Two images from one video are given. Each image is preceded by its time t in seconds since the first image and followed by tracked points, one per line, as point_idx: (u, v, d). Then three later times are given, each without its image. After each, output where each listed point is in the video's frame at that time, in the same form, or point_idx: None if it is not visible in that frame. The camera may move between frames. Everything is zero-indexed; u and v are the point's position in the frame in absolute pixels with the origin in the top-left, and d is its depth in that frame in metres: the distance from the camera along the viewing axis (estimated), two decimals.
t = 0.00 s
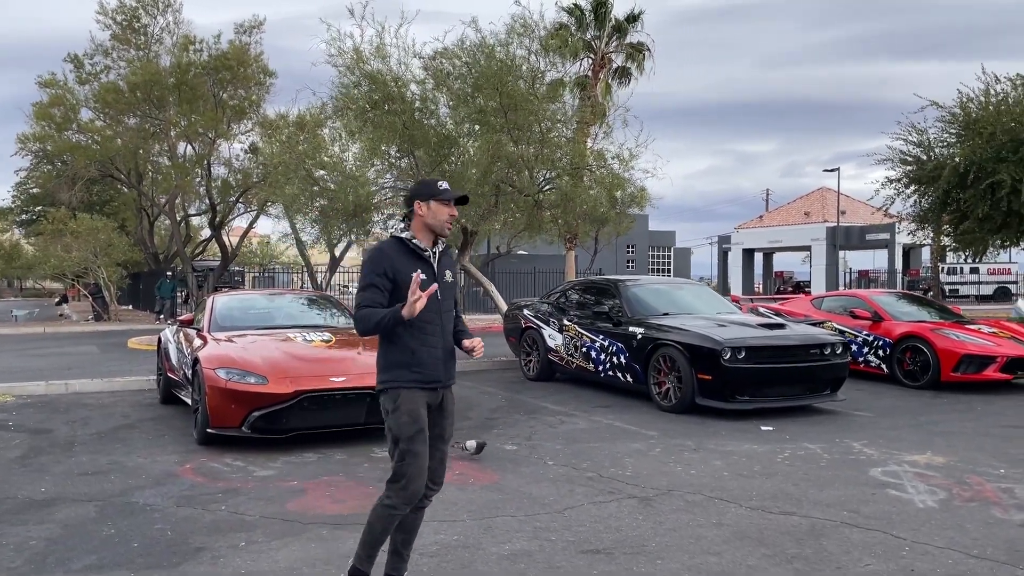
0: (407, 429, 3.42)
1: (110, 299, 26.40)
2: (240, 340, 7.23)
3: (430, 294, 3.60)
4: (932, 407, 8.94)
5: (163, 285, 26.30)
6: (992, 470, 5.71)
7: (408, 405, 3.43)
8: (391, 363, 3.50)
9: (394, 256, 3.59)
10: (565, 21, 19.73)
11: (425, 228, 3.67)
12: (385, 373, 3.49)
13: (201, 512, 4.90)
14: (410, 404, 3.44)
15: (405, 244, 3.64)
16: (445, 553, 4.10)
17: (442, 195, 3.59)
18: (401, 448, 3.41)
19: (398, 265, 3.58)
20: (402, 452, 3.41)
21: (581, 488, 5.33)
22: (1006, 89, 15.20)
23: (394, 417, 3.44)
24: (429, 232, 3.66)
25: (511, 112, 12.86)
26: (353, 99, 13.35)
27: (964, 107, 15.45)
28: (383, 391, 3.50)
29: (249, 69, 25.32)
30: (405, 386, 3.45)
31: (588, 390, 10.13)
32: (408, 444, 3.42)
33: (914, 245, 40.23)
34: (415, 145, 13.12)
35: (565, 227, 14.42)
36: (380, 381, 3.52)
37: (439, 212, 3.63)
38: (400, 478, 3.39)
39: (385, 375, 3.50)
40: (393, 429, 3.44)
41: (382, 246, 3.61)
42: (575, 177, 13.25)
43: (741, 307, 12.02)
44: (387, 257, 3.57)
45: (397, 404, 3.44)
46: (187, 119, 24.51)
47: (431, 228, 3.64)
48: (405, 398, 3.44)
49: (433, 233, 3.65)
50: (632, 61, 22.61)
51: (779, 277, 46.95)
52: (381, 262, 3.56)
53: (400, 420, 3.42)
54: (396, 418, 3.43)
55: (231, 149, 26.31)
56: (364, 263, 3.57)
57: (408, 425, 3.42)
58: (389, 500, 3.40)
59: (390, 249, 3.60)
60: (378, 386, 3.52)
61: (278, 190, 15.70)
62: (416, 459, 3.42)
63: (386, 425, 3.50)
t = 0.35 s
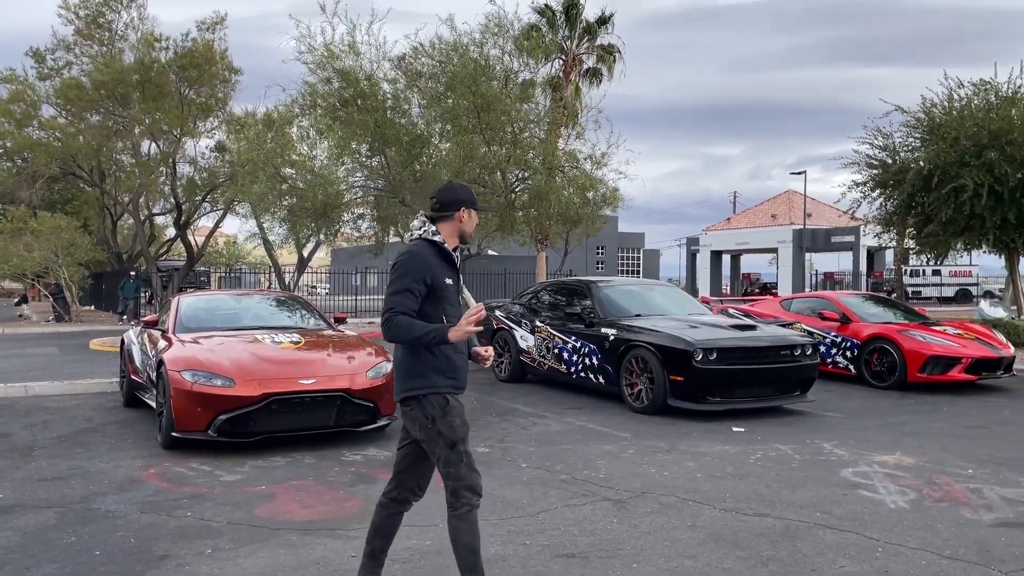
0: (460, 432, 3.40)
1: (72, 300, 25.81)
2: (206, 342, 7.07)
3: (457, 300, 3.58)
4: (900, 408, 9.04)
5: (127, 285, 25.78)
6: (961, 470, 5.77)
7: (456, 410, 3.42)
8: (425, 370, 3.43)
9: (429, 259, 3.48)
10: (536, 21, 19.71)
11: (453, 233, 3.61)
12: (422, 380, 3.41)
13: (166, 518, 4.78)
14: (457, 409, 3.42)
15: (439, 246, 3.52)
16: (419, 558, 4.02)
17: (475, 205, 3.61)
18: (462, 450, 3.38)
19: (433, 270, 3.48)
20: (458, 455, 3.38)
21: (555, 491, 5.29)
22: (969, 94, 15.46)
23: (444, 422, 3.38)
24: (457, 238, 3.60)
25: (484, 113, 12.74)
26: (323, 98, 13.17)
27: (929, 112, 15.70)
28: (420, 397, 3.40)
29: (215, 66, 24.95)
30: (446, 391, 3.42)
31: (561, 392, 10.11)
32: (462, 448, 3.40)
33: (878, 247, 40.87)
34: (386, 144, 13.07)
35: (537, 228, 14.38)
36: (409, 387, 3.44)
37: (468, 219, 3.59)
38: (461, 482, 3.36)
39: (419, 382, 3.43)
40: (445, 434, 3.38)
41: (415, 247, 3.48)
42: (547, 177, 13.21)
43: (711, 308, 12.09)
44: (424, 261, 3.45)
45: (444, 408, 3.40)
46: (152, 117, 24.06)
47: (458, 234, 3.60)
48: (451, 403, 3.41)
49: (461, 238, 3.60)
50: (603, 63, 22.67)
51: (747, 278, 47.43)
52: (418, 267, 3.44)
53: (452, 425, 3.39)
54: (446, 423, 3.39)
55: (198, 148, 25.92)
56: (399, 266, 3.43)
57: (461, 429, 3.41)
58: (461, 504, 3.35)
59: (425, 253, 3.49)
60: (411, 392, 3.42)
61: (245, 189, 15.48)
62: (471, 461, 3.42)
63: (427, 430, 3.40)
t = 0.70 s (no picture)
0: (481, 437, 3.34)
1: (21, 300, 25.02)
2: (152, 344, 6.83)
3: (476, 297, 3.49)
4: (857, 406, 9.12)
5: (79, 286, 25.08)
6: (917, 469, 5.79)
7: (480, 412, 3.36)
8: (460, 372, 3.32)
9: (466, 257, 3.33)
10: (498, 21, 19.63)
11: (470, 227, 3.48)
12: (461, 382, 3.30)
13: (105, 527, 4.57)
14: (481, 414, 3.36)
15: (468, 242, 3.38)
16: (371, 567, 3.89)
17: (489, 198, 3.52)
18: (477, 456, 3.32)
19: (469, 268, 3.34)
20: (476, 461, 3.32)
21: (513, 494, 5.19)
22: (923, 97, 15.72)
23: (470, 427, 3.30)
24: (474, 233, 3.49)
25: (444, 110, 12.40)
26: (280, 94, 12.92)
27: (884, 114, 15.93)
28: (454, 401, 3.28)
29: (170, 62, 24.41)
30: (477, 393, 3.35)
31: (521, 392, 10.01)
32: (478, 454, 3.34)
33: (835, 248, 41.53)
34: (344, 142, 12.94)
35: (498, 227, 14.29)
36: (442, 390, 3.29)
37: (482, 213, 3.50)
38: (471, 490, 3.31)
39: (452, 385, 3.30)
40: (468, 439, 3.30)
41: (454, 244, 3.30)
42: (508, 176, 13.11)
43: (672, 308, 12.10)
44: (466, 259, 3.30)
45: (471, 411, 3.32)
46: (104, 113, 23.42)
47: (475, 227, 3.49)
48: (478, 405, 3.35)
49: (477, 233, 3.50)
50: (565, 63, 22.67)
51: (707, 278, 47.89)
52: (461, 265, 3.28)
53: (477, 429, 3.32)
54: (472, 427, 3.31)
55: (153, 145, 25.34)
56: (447, 264, 3.23)
57: (482, 434, 3.35)
58: (460, 513, 3.28)
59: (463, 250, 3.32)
60: (447, 394, 3.28)
61: (200, 186, 15.13)
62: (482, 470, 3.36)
63: (448, 434, 3.29)
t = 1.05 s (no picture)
0: (453, 444, 3.35)
1: None
2: (80, 348, 6.51)
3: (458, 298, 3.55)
4: (809, 406, 9.12)
5: (21, 287, 24.22)
6: (865, 470, 5.75)
7: (457, 418, 3.39)
8: (455, 375, 3.35)
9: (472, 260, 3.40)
10: (453, 19, 19.42)
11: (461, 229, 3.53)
12: (457, 385, 3.34)
13: (18, 545, 4.29)
14: (457, 421, 3.38)
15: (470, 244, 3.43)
16: None
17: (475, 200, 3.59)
18: (445, 465, 3.30)
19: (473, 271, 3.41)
20: (444, 469, 3.32)
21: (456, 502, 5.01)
22: (873, 98, 15.92)
23: (447, 433, 3.31)
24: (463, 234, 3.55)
25: (395, 107, 12.22)
26: (226, 89, 12.52)
27: (835, 115, 16.08)
28: (447, 404, 3.31)
29: (117, 58, 23.70)
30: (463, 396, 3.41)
31: (473, 394, 9.83)
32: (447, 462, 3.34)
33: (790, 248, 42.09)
34: (292, 139, 12.52)
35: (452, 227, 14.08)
36: (437, 393, 3.29)
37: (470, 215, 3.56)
38: (427, 499, 3.26)
39: (447, 389, 3.31)
40: (442, 445, 3.30)
41: (466, 246, 3.34)
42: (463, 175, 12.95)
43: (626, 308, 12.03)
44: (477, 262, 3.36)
45: (452, 416, 3.35)
46: (48, 109, 22.65)
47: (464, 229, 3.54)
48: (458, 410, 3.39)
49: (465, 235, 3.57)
50: (522, 62, 22.54)
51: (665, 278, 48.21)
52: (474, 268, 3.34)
53: (452, 436, 3.34)
54: (451, 432, 3.34)
55: (100, 143, 24.62)
56: (468, 267, 3.28)
57: (454, 441, 3.36)
58: (409, 522, 3.24)
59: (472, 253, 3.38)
60: (443, 398, 3.29)
61: (144, 185, 14.65)
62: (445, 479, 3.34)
63: (427, 439, 3.28)
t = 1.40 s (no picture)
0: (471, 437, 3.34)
1: None
2: (4, 350, 6.19)
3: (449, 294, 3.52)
4: (761, 406, 9.09)
5: None
6: (813, 471, 5.69)
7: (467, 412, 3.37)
8: (459, 368, 3.32)
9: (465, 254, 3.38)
10: (410, 16, 19.17)
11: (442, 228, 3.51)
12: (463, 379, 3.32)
13: None
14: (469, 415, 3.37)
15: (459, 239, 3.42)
16: None
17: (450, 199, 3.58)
18: (473, 457, 3.32)
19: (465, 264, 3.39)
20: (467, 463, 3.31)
21: (395, 509, 4.82)
22: (825, 99, 16.06)
23: (466, 427, 3.30)
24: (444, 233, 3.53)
25: (345, 103, 12.20)
26: (166, 83, 12.11)
27: (788, 116, 16.19)
28: (456, 399, 3.27)
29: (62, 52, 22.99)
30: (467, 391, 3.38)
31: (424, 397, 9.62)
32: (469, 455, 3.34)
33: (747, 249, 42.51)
34: (238, 135, 12.41)
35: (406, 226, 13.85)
36: (446, 389, 3.25)
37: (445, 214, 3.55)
38: (465, 490, 3.29)
39: (455, 384, 3.28)
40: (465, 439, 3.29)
41: (459, 240, 3.32)
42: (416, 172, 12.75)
43: (581, 308, 11.93)
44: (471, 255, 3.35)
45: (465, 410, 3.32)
46: None
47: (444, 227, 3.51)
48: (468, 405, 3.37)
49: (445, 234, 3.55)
50: (480, 61, 22.36)
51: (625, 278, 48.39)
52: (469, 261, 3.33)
53: (470, 430, 3.32)
54: (465, 426, 3.32)
55: (46, 139, 23.89)
56: (465, 258, 3.27)
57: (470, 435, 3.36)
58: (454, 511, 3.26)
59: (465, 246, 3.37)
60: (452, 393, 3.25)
61: (86, 182, 14.16)
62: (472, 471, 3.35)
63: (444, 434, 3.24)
